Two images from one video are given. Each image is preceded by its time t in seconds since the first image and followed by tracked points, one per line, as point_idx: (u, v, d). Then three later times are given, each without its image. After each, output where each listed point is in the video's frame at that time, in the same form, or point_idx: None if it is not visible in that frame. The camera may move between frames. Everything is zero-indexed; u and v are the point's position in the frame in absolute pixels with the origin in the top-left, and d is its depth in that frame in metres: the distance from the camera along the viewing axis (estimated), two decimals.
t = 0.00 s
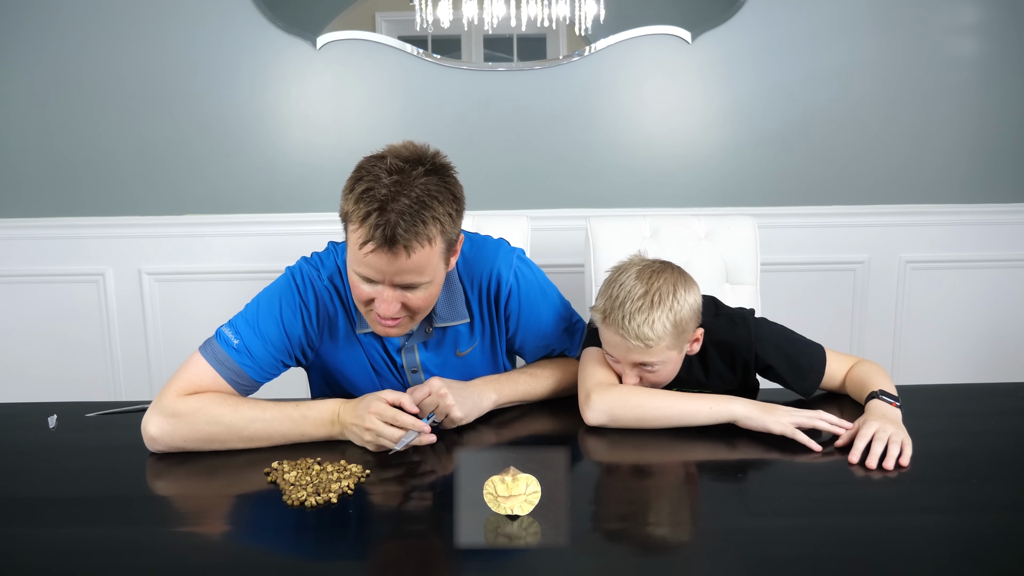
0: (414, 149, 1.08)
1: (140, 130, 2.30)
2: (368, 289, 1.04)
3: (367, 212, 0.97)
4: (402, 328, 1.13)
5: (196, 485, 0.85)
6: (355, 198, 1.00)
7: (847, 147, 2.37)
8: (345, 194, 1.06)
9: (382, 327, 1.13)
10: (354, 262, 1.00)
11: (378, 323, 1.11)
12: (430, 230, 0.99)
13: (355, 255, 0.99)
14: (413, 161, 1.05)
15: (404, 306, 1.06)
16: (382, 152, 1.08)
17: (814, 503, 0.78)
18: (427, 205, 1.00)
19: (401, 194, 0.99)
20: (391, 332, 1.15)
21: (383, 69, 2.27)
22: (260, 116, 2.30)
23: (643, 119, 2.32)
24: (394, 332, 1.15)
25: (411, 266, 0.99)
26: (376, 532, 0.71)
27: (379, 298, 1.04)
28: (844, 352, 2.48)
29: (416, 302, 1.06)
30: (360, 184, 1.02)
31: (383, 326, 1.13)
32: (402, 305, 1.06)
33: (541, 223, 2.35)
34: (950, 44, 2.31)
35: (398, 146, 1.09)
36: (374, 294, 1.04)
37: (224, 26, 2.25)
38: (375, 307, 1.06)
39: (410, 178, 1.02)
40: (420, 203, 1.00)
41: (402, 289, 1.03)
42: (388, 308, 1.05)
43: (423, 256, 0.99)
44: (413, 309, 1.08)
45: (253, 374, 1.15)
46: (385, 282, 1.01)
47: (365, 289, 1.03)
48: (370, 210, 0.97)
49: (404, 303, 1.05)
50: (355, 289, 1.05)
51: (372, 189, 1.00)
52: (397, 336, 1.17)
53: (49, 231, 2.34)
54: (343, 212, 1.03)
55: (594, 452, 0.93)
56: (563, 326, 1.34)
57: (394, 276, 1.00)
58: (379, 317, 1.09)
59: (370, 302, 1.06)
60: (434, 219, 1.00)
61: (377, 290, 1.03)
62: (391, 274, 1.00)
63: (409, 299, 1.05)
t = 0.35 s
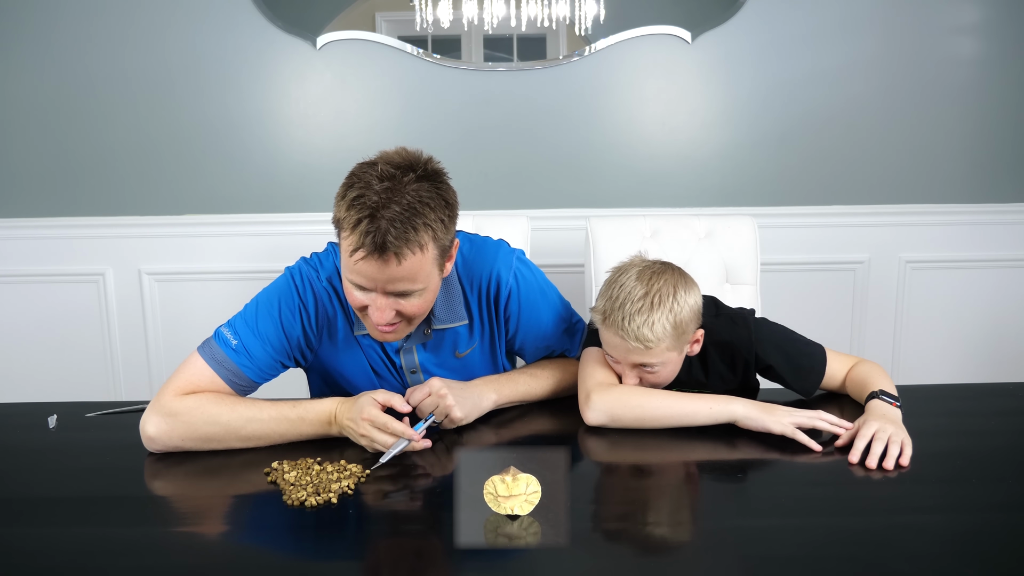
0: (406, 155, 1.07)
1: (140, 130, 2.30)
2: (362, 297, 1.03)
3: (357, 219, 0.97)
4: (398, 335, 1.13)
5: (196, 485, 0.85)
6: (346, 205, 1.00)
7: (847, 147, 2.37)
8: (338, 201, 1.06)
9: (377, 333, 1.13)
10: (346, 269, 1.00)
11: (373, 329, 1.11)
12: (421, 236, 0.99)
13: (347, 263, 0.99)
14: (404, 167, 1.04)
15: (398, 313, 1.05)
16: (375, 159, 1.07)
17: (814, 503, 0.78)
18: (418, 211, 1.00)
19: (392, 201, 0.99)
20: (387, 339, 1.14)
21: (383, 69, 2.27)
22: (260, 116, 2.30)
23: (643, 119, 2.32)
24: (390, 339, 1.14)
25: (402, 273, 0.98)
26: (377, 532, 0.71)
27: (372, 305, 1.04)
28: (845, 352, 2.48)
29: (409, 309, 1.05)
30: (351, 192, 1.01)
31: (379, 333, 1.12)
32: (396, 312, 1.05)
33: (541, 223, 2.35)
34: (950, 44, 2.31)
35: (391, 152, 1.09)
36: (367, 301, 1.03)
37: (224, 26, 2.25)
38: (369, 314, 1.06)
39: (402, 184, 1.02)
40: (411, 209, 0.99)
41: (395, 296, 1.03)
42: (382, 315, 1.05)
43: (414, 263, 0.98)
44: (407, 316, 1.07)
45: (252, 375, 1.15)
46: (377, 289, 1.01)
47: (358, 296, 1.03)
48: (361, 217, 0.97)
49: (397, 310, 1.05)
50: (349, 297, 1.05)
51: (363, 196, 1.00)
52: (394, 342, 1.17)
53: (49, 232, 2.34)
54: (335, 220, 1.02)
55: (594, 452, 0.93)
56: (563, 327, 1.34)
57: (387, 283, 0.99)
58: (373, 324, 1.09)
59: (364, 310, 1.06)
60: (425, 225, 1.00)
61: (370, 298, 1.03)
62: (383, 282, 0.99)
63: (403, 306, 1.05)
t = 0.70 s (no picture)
0: (404, 156, 1.07)
1: (139, 129, 2.30)
2: (362, 298, 1.03)
3: (356, 220, 0.97)
4: (398, 336, 1.13)
5: (196, 485, 0.85)
6: (346, 206, 1.00)
7: (847, 147, 2.37)
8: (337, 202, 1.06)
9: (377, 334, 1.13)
10: (346, 271, 1.00)
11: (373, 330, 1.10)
12: (420, 236, 0.99)
13: (347, 265, 0.99)
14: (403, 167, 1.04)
15: (398, 314, 1.05)
16: (373, 160, 1.07)
17: (814, 504, 0.78)
18: (417, 211, 1.00)
19: (390, 202, 0.99)
20: (387, 340, 1.14)
21: (383, 69, 2.27)
22: (260, 116, 2.30)
23: (643, 119, 2.32)
24: (390, 339, 1.14)
25: (402, 274, 0.98)
26: (377, 532, 0.71)
27: (372, 306, 1.03)
28: (844, 352, 2.48)
29: (409, 310, 1.05)
30: (350, 193, 1.01)
31: (379, 334, 1.12)
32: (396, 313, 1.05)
33: (541, 223, 2.35)
34: (950, 44, 2.31)
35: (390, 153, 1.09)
36: (367, 302, 1.03)
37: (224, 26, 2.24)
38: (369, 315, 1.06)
39: (400, 185, 1.01)
40: (410, 210, 0.99)
41: (394, 297, 1.03)
42: (381, 316, 1.05)
43: (414, 263, 0.98)
44: (407, 317, 1.07)
45: (252, 376, 1.15)
46: (377, 290, 1.01)
47: (358, 297, 1.03)
48: (360, 218, 0.97)
49: (397, 310, 1.05)
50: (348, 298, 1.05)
51: (362, 197, 0.99)
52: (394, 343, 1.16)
53: (49, 231, 2.34)
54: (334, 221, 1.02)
55: (593, 452, 0.93)
56: (563, 327, 1.34)
57: (386, 284, 0.99)
58: (373, 325, 1.08)
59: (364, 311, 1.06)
60: (424, 225, 1.00)
61: (370, 299, 1.03)
62: (382, 282, 0.99)
63: (402, 307, 1.05)
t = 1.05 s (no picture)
0: (408, 160, 1.07)
1: (139, 129, 2.30)
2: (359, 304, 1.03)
3: (356, 226, 0.97)
4: (395, 341, 1.13)
5: (195, 485, 0.85)
6: (346, 210, 1.00)
7: (847, 147, 2.37)
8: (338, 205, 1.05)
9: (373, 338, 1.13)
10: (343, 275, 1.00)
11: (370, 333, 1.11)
12: (418, 244, 0.99)
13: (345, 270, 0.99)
14: (405, 173, 1.04)
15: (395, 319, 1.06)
16: (375, 164, 1.07)
17: (814, 504, 0.78)
18: (417, 220, 1.00)
19: (390, 209, 0.98)
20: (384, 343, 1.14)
21: (383, 69, 2.27)
22: (260, 115, 2.30)
23: (643, 118, 2.32)
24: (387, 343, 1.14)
25: (399, 281, 0.99)
26: (377, 532, 0.71)
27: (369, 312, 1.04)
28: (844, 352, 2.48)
29: (407, 316, 1.06)
30: (350, 198, 1.01)
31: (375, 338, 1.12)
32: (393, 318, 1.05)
33: (541, 223, 2.35)
34: (950, 44, 2.31)
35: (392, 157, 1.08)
36: (364, 307, 1.03)
37: (225, 26, 2.24)
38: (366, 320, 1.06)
39: (401, 191, 1.01)
40: (410, 218, 0.99)
41: (392, 303, 1.03)
42: (378, 322, 1.05)
43: (413, 271, 0.99)
44: (403, 322, 1.08)
45: (251, 376, 1.15)
46: (374, 297, 1.01)
47: (355, 302, 1.03)
48: (359, 224, 0.97)
49: (394, 316, 1.05)
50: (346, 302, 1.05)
51: (362, 203, 0.99)
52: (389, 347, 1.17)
53: (49, 231, 2.34)
54: (336, 224, 1.02)
55: (593, 451, 0.93)
56: (563, 328, 1.34)
57: (384, 290, 1.00)
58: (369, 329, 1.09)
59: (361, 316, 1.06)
60: (423, 234, 1.00)
61: (367, 305, 1.03)
62: (379, 289, 0.99)
63: (399, 313, 1.05)
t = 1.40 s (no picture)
0: (394, 163, 1.07)
1: (140, 130, 2.30)
2: (354, 308, 1.03)
3: (346, 232, 0.97)
4: (394, 345, 1.13)
5: (195, 485, 0.85)
6: (336, 216, 1.00)
7: (847, 147, 2.37)
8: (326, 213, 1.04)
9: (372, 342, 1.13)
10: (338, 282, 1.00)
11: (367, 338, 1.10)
12: (410, 247, 0.99)
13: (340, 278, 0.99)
14: (392, 175, 1.04)
15: (392, 323, 1.06)
16: (362, 169, 1.07)
17: (814, 503, 0.78)
18: (408, 222, 1.00)
19: (380, 213, 0.98)
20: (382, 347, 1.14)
21: (383, 69, 2.27)
22: (260, 115, 2.30)
23: (643, 118, 2.32)
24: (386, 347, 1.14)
25: (392, 284, 0.99)
26: (377, 532, 0.71)
27: (365, 317, 1.04)
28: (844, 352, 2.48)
29: (404, 318, 1.06)
30: (338, 206, 1.01)
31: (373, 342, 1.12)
32: (391, 322, 1.05)
33: (541, 223, 2.35)
34: (950, 44, 2.31)
35: (377, 161, 1.08)
36: (360, 312, 1.03)
37: (225, 26, 2.24)
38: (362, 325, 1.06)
39: (391, 194, 1.01)
40: (400, 220, 0.99)
41: (387, 307, 1.03)
42: (375, 326, 1.05)
43: (407, 273, 0.99)
44: (400, 325, 1.08)
45: (251, 376, 1.15)
46: (370, 301, 1.01)
47: (351, 307, 1.03)
48: (350, 230, 0.97)
49: (390, 321, 1.05)
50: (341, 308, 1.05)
51: (351, 209, 0.99)
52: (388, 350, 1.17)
53: (49, 232, 2.34)
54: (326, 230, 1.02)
55: (594, 451, 0.93)
56: (563, 328, 1.33)
57: (379, 294, 1.00)
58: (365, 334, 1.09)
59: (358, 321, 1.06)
60: (414, 236, 1.00)
61: (363, 310, 1.03)
62: (375, 294, 0.99)
63: (396, 316, 1.05)
